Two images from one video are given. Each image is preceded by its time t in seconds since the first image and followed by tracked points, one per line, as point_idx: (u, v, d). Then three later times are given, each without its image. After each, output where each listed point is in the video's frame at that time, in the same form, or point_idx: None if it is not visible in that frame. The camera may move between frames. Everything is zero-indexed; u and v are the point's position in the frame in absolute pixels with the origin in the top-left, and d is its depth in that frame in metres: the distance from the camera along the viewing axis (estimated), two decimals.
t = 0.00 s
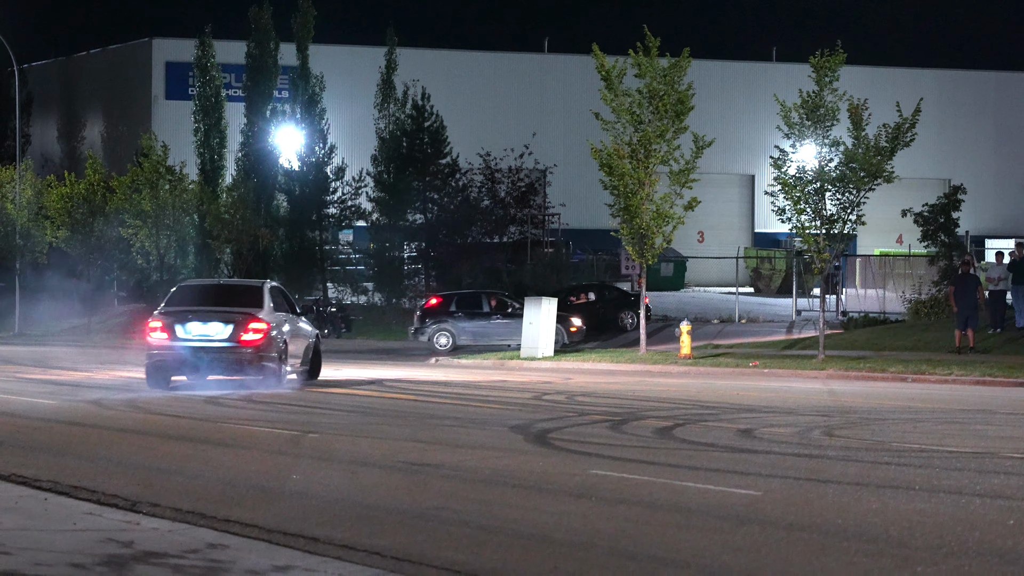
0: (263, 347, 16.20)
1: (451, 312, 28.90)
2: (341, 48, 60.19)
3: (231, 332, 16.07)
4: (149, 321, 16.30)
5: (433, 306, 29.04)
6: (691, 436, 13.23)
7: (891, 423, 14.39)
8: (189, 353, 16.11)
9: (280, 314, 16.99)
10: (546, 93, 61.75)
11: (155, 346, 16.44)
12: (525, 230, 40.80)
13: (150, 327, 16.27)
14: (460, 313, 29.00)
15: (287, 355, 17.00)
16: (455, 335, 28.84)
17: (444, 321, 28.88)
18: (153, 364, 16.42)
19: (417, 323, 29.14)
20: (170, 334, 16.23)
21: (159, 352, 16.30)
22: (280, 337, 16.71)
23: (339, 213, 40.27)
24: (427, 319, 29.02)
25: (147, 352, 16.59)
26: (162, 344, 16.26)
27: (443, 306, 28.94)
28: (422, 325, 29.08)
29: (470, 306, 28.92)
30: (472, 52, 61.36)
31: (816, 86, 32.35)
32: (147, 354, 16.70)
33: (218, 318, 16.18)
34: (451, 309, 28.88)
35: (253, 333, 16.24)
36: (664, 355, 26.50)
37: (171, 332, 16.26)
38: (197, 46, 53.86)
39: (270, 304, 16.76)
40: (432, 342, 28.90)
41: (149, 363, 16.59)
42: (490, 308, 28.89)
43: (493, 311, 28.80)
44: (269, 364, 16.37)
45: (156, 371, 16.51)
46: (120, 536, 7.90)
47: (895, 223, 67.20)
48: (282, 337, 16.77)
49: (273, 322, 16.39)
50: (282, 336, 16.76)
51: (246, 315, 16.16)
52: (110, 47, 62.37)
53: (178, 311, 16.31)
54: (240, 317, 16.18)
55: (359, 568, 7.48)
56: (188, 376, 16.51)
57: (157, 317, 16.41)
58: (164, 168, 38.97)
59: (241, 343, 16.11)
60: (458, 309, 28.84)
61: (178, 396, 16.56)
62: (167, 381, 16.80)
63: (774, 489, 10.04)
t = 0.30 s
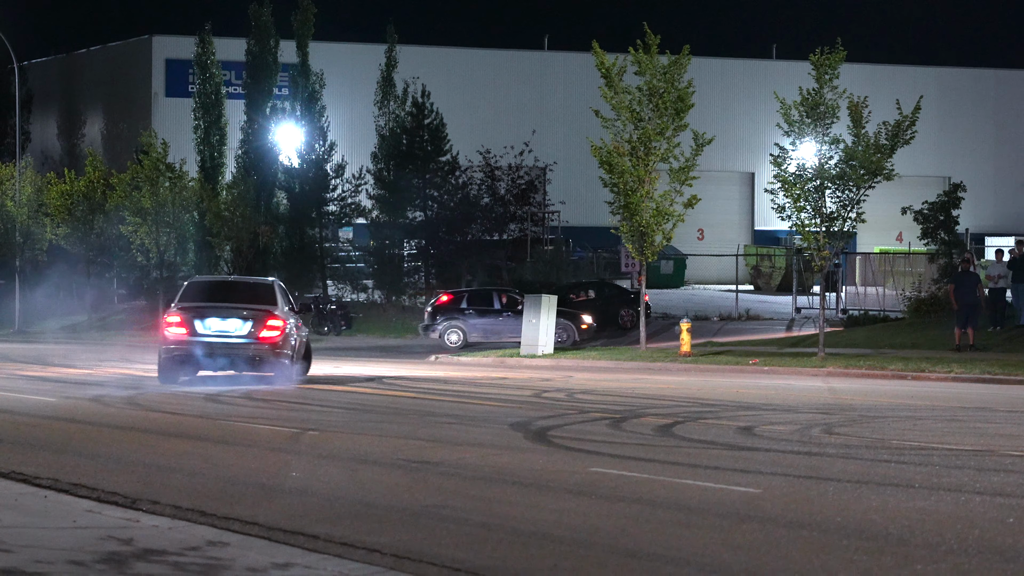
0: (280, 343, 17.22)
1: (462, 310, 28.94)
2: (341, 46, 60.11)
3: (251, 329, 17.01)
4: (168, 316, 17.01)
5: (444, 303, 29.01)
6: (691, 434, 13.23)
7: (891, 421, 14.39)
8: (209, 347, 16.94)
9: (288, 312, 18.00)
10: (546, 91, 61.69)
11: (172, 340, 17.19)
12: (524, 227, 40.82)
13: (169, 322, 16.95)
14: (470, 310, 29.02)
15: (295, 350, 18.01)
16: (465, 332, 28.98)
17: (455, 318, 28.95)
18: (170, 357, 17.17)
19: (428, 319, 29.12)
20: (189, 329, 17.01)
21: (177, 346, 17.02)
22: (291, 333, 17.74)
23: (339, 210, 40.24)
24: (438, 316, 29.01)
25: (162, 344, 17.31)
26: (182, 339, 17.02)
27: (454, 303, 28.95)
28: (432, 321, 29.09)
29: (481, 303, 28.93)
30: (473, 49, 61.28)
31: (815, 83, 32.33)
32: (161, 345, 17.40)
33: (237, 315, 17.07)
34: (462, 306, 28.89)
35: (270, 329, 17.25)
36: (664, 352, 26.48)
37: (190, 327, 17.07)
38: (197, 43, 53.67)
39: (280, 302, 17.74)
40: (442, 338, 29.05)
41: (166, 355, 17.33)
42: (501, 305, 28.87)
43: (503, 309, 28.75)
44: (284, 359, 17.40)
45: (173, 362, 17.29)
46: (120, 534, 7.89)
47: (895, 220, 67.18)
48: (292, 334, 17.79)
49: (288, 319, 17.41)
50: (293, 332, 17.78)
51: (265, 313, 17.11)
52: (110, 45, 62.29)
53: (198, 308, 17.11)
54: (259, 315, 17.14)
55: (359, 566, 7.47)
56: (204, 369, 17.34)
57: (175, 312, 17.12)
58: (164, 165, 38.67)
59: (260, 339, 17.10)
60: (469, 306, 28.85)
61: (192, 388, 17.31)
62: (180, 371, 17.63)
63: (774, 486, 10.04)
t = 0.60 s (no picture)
0: (289, 342, 17.42)
1: (470, 308, 29.02)
2: (341, 44, 60.08)
3: (263, 327, 17.15)
4: (180, 312, 17.01)
5: (452, 301, 29.07)
6: (691, 432, 13.23)
7: (891, 418, 14.39)
8: (221, 344, 17.00)
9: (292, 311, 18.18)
10: (546, 90, 61.66)
11: (182, 336, 17.20)
12: (524, 226, 41.10)
13: (181, 318, 16.96)
14: (479, 308, 29.09)
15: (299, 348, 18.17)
16: (474, 330, 29.05)
17: (463, 317, 29.02)
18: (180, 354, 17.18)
19: (436, 317, 29.19)
20: (200, 326, 17.04)
21: (188, 343, 17.02)
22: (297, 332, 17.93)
23: (339, 209, 40.04)
24: (446, 314, 29.08)
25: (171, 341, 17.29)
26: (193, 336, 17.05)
27: (461, 301, 29.01)
28: (440, 320, 29.16)
29: (489, 301, 28.99)
30: (473, 48, 61.22)
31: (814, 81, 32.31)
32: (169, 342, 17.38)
33: (248, 313, 17.17)
34: (470, 304, 28.99)
35: (279, 327, 17.42)
36: (664, 350, 26.48)
37: (201, 323, 17.10)
38: (197, 41, 53.35)
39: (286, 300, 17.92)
40: (450, 337, 29.11)
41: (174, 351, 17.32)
42: (509, 303, 28.94)
43: (510, 308, 28.88)
44: (292, 357, 17.58)
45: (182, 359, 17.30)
46: (120, 532, 7.89)
47: (895, 219, 67.22)
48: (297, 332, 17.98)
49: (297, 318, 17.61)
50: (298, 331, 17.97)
51: (276, 311, 17.27)
52: (110, 43, 62.28)
53: (210, 305, 17.14)
54: (270, 312, 17.30)
55: (359, 564, 7.47)
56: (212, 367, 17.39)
57: (186, 309, 17.13)
58: (164, 163, 38.49)
59: (271, 336, 17.25)
60: (477, 304, 28.93)
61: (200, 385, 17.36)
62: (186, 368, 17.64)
63: (773, 485, 10.06)
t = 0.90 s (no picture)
0: (304, 337, 18.08)
1: (484, 305, 29.12)
2: (345, 41, 60.08)
3: (279, 323, 17.76)
4: (196, 308, 17.42)
5: (466, 298, 29.18)
6: (694, 429, 13.23)
7: (894, 415, 14.38)
8: (239, 339, 17.52)
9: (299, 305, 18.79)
10: (549, 86, 61.60)
11: (196, 332, 17.55)
12: (527, 223, 41.38)
13: (199, 314, 17.38)
14: (493, 305, 29.16)
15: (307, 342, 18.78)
16: (488, 326, 29.16)
17: (477, 314, 29.13)
18: (196, 349, 17.54)
19: (450, 314, 29.33)
20: (217, 321, 17.48)
21: (205, 338, 17.46)
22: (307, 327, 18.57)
23: (342, 205, 39.78)
24: (461, 311, 29.21)
25: (186, 337, 17.63)
26: (212, 331, 17.47)
27: (475, 298, 29.12)
28: (455, 316, 29.30)
29: (503, 298, 29.06)
30: (475, 45, 61.12)
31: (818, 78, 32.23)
32: (182, 338, 17.71)
33: (264, 308, 17.74)
34: (484, 300, 29.07)
35: (292, 322, 18.04)
36: (667, 347, 26.47)
37: (218, 319, 17.53)
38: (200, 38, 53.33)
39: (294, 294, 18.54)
40: (465, 333, 29.24)
41: (188, 347, 17.67)
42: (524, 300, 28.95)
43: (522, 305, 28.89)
44: (304, 351, 18.26)
45: (196, 354, 17.66)
46: (124, 528, 7.90)
47: (898, 216, 67.09)
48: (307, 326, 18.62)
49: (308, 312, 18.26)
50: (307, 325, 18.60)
51: (291, 307, 17.87)
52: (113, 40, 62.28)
53: (227, 300, 17.63)
54: (285, 308, 17.89)
55: (363, 560, 7.47)
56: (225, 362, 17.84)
57: (202, 304, 17.53)
58: (168, 160, 38.61)
59: (287, 331, 17.88)
60: (491, 300, 29.00)
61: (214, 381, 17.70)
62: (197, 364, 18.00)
63: (777, 481, 10.05)
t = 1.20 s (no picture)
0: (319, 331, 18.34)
1: (503, 301, 29.12)
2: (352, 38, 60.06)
3: (297, 319, 17.97)
4: (215, 304, 17.51)
5: (486, 294, 29.20)
6: (703, 426, 13.20)
7: (903, 412, 14.33)
8: (258, 335, 17.70)
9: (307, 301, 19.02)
10: (557, 83, 61.57)
11: (214, 328, 17.66)
12: (535, 219, 40.34)
13: (218, 310, 17.47)
14: (512, 301, 29.15)
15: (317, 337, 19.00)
16: (508, 323, 29.14)
17: (496, 310, 29.13)
18: (215, 345, 17.69)
19: (470, 311, 29.38)
20: (236, 317, 17.62)
21: (224, 334, 17.59)
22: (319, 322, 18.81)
23: (351, 203, 39.87)
24: (480, 308, 29.24)
25: (203, 332, 17.74)
26: (231, 327, 17.61)
27: (495, 295, 29.13)
28: (475, 313, 29.34)
29: (522, 294, 29.04)
30: (483, 42, 61.02)
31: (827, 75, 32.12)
32: (198, 334, 17.81)
33: (282, 304, 17.94)
34: (503, 297, 29.06)
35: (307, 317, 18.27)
36: (675, 344, 26.44)
37: (236, 315, 17.65)
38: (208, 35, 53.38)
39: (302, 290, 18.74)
40: (486, 330, 29.24)
41: (206, 343, 17.78)
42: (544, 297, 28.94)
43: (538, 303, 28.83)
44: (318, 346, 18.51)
45: (214, 350, 17.81)
46: (133, 525, 7.91)
47: (906, 213, 66.95)
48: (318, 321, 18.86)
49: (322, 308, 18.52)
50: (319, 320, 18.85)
51: (307, 303, 18.09)
52: (121, 37, 62.38)
53: (245, 297, 17.77)
54: (301, 303, 18.12)
55: (372, 557, 7.48)
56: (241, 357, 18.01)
57: (221, 301, 17.63)
58: (177, 157, 38.77)
59: (303, 327, 18.11)
60: (510, 297, 28.97)
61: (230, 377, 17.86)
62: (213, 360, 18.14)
63: (786, 478, 10.03)
